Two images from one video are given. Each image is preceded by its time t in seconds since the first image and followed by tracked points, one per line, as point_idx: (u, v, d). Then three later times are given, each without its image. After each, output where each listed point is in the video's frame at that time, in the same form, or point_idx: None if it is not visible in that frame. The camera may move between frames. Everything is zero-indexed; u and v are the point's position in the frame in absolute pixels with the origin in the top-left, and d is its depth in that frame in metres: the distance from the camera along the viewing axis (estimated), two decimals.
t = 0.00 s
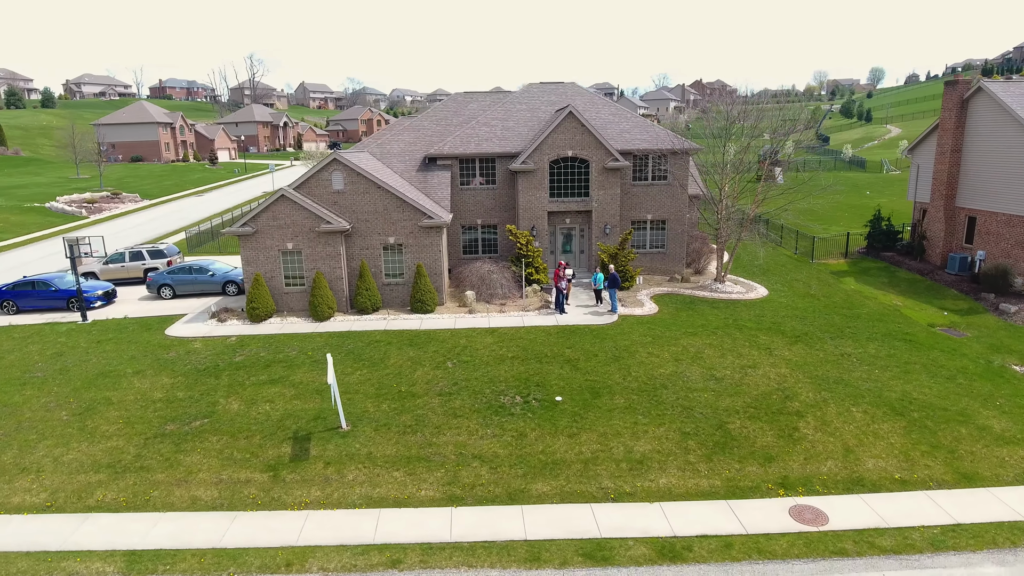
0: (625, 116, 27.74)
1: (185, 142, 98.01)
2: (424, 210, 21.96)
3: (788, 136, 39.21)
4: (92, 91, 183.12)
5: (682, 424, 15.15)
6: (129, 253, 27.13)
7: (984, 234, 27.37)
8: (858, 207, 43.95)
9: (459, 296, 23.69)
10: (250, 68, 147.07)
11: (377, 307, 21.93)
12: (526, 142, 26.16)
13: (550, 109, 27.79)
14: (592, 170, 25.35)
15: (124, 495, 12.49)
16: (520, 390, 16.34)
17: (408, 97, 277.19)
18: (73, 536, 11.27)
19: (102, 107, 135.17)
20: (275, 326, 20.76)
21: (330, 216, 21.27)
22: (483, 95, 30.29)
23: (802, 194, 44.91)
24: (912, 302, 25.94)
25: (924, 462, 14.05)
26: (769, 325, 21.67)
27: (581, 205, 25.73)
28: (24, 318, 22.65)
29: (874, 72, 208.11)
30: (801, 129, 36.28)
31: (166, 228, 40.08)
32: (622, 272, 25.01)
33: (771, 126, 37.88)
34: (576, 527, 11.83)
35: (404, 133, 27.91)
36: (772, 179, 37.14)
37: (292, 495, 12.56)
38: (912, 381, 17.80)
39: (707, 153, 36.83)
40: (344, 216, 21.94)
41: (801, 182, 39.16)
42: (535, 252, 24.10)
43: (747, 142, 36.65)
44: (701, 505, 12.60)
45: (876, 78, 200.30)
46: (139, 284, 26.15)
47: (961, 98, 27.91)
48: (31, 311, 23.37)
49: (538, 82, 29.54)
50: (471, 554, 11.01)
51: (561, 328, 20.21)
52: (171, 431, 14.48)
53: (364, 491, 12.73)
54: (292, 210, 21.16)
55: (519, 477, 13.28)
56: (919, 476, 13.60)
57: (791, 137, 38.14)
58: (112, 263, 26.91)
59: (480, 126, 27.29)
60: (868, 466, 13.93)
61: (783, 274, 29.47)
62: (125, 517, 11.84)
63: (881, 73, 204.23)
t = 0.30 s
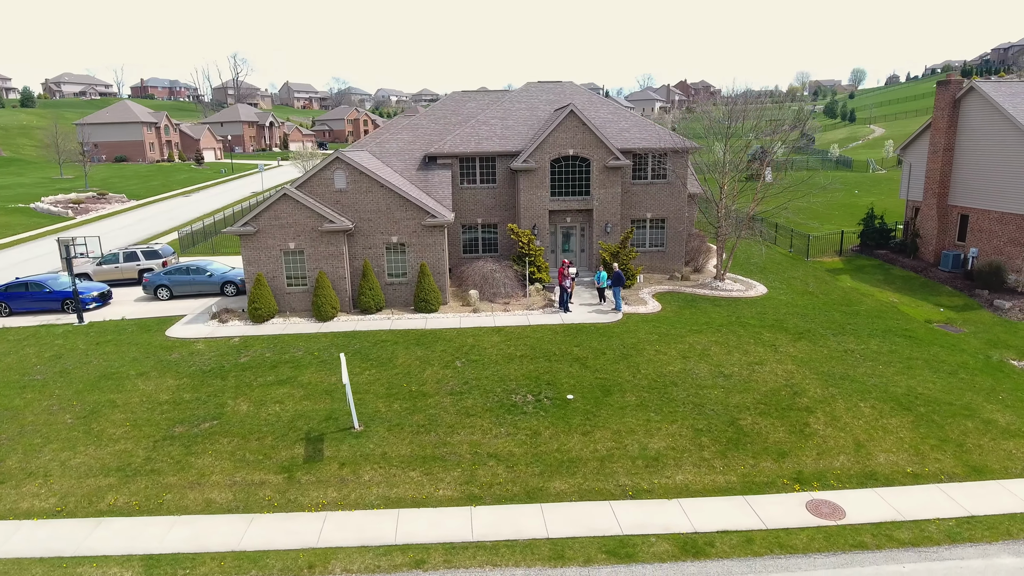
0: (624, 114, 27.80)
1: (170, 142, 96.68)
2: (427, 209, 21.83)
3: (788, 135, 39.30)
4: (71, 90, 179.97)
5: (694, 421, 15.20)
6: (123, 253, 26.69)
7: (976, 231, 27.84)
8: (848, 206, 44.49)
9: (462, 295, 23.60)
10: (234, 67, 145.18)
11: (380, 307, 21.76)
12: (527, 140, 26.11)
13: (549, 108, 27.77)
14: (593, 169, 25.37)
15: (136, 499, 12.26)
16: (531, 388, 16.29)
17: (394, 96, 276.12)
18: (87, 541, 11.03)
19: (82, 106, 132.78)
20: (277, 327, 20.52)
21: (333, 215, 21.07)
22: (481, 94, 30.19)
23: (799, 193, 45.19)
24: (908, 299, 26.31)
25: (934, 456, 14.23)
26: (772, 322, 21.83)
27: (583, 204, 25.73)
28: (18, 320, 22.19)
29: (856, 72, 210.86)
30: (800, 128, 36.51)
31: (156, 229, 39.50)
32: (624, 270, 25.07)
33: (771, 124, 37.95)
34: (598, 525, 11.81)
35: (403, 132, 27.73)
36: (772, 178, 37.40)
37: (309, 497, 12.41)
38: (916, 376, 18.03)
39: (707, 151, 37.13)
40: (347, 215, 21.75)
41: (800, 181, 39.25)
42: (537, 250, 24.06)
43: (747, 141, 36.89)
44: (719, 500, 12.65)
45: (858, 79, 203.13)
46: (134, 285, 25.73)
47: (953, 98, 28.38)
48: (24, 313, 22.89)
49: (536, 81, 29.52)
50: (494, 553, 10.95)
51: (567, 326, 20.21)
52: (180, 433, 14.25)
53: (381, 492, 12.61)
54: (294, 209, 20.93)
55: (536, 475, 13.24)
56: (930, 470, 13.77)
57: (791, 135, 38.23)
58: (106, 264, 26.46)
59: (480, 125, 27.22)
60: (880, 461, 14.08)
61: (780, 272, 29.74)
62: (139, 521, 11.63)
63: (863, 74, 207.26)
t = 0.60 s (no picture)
0: (623, 113, 27.85)
1: (155, 142, 95.37)
2: (430, 208, 21.71)
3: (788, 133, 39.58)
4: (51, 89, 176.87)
5: (706, 418, 15.25)
6: (117, 254, 26.25)
7: (969, 229, 28.30)
8: (839, 204, 44.98)
9: (465, 294, 23.51)
10: (218, 67, 143.42)
11: (384, 307, 21.59)
12: (527, 139, 26.07)
13: (548, 107, 27.75)
14: (594, 167, 25.39)
15: (148, 503, 12.04)
16: (541, 387, 16.24)
17: (379, 96, 274.80)
18: (101, 547, 10.80)
19: (62, 105, 130.43)
20: (280, 327, 20.29)
21: (336, 214, 20.88)
22: (479, 92, 30.10)
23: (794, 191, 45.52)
24: (904, 295, 26.66)
25: (943, 450, 14.41)
26: (774, 319, 22.00)
27: (583, 203, 25.74)
28: (11, 323, 21.74)
29: (839, 73, 213.43)
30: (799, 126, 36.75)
31: (145, 230, 38.82)
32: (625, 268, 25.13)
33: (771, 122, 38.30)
34: (619, 522, 11.81)
35: (401, 130, 27.56)
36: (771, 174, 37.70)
37: (325, 498, 12.27)
38: (919, 372, 18.25)
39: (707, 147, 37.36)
40: (349, 215, 21.56)
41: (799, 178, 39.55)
42: (539, 249, 24.02)
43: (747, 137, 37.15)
44: (736, 496, 12.71)
45: (841, 79, 205.68)
46: (129, 286, 25.32)
47: (946, 97, 28.79)
48: (17, 316, 22.41)
49: (533, 80, 29.45)
50: (518, 552, 10.89)
51: (573, 324, 20.21)
52: (189, 436, 14.02)
53: (399, 492, 12.50)
54: (296, 208, 20.70)
55: (553, 474, 13.20)
56: (941, 464, 13.93)
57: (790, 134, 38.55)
58: (99, 265, 26.01)
59: (480, 124, 27.13)
60: (891, 455, 14.23)
61: (777, 270, 30.00)
62: (153, 525, 11.42)
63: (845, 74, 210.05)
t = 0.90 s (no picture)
0: (625, 111, 27.87)
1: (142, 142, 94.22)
2: (436, 207, 21.59)
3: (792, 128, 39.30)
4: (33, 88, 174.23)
5: (720, 415, 15.28)
6: (114, 254, 25.89)
7: (965, 226, 28.64)
8: (834, 202, 45.37)
9: (470, 293, 23.41)
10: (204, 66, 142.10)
11: (389, 306, 21.43)
12: (530, 137, 26.01)
13: (549, 105, 27.71)
14: (597, 166, 25.39)
15: (164, 506, 11.83)
16: (554, 385, 16.20)
17: (368, 96, 273.48)
18: (118, 552, 10.58)
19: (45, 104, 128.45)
20: (285, 327, 20.07)
21: (341, 212, 20.69)
22: (480, 91, 30.00)
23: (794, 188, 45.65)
24: (904, 292, 26.93)
25: (955, 444, 14.54)
26: (779, 317, 22.12)
27: (587, 201, 25.73)
28: (9, 324, 21.36)
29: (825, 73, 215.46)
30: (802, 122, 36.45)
31: (138, 230, 38.31)
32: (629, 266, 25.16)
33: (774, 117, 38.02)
34: (642, 519, 11.78)
35: (403, 129, 27.39)
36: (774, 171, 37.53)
37: (344, 499, 12.13)
38: (926, 367, 18.42)
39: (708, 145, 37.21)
40: (354, 213, 21.38)
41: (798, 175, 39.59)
42: (543, 248, 23.98)
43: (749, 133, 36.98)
44: (756, 493, 12.74)
45: (827, 79, 207.64)
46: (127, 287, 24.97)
47: (942, 96, 29.12)
48: (14, 317, 22.02)
49: (534, 78, 29.40)
50: (543, 551, 10.83)
51: (581, 323, 20.18)
52: (201, 437, 13.82)
53: (418, 492, 12.39)
54: (300, 207, 20.48)
55: (572, 472, 13.16)
56: (954, 458, 14.05)
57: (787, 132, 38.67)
58: (96, 266, 25.63)
59: (482, 123, 27.03)
60: (905, 450, 14.34)
61: (777, 267, 30.18)
62: (170, 529, 11.22)
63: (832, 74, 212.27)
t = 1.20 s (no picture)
0: (629, 110, 27.86)
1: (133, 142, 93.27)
2: (444, 206, 21.48)
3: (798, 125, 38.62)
4: (19, 88, 172.10)
5: (737, 413, 15.27)
6: (115, 255, 25.56)
7: (966, 224, 28.85)
8: (831, 201, 45.66)
9: (477, 293, 23.31)
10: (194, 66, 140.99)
11: (397, 306, 21.28)
12: (535, 136, 25.93)
13: (553, 104, 27.65)
14: (603, 165, 25.35)
15: (182, 509, 11.64)
16: (569, 384, 16.14)
17: (359, 96, 272.50)
18: (139, 557, 10.37)
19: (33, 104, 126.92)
20: (293, 328, 19.87)
21: (349, 211, 20.52)
22: (482, 90, 29.90)
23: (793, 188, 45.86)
24: (906, 290, 27.10)
25: (970, 440, 14.61)
26: (787, 315, 22.17)
27: (592, 200, 25.69)
28: (9, 326, 21.01)
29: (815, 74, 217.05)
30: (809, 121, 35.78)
31: (135, 231, 37.88)
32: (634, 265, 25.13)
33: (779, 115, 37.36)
34: (666, 518, 11.74)
35: (406, 128, 27.23)
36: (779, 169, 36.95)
37: (366, 500, 11.99)
38: (935, 364, 18.53)
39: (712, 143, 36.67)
40: (361, 213, 21.22)
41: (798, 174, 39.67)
42: (550, 246, 23.91)
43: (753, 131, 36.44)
44: (778, 490, 12.73)
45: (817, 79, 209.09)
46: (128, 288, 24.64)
47: (942, 95, 29.34)
48: (14, 319, 21.66)
49: (537, 77, 29.31)
50: (570, 551, 10.75)
51: (591, 322, 20.13)
52: (216, 439, 13.62)
53: (440, 493, 12.28)
54: (308, 206, 20.29)
55: (593, 471, 13.09)
56: (970, 454, 14.12)
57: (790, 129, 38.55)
58: (96, 267, 25.29)
59: (486, 122, 26.93)
60: (921, 446, 14.39)
61: (780, 266, 30.29)
62: (190, 532, 11.03)
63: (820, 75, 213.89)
